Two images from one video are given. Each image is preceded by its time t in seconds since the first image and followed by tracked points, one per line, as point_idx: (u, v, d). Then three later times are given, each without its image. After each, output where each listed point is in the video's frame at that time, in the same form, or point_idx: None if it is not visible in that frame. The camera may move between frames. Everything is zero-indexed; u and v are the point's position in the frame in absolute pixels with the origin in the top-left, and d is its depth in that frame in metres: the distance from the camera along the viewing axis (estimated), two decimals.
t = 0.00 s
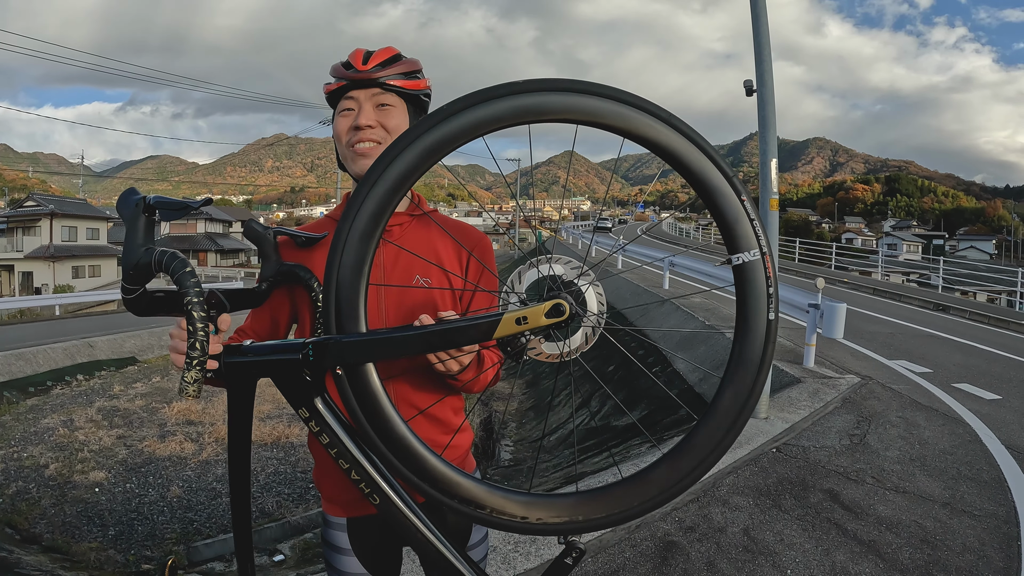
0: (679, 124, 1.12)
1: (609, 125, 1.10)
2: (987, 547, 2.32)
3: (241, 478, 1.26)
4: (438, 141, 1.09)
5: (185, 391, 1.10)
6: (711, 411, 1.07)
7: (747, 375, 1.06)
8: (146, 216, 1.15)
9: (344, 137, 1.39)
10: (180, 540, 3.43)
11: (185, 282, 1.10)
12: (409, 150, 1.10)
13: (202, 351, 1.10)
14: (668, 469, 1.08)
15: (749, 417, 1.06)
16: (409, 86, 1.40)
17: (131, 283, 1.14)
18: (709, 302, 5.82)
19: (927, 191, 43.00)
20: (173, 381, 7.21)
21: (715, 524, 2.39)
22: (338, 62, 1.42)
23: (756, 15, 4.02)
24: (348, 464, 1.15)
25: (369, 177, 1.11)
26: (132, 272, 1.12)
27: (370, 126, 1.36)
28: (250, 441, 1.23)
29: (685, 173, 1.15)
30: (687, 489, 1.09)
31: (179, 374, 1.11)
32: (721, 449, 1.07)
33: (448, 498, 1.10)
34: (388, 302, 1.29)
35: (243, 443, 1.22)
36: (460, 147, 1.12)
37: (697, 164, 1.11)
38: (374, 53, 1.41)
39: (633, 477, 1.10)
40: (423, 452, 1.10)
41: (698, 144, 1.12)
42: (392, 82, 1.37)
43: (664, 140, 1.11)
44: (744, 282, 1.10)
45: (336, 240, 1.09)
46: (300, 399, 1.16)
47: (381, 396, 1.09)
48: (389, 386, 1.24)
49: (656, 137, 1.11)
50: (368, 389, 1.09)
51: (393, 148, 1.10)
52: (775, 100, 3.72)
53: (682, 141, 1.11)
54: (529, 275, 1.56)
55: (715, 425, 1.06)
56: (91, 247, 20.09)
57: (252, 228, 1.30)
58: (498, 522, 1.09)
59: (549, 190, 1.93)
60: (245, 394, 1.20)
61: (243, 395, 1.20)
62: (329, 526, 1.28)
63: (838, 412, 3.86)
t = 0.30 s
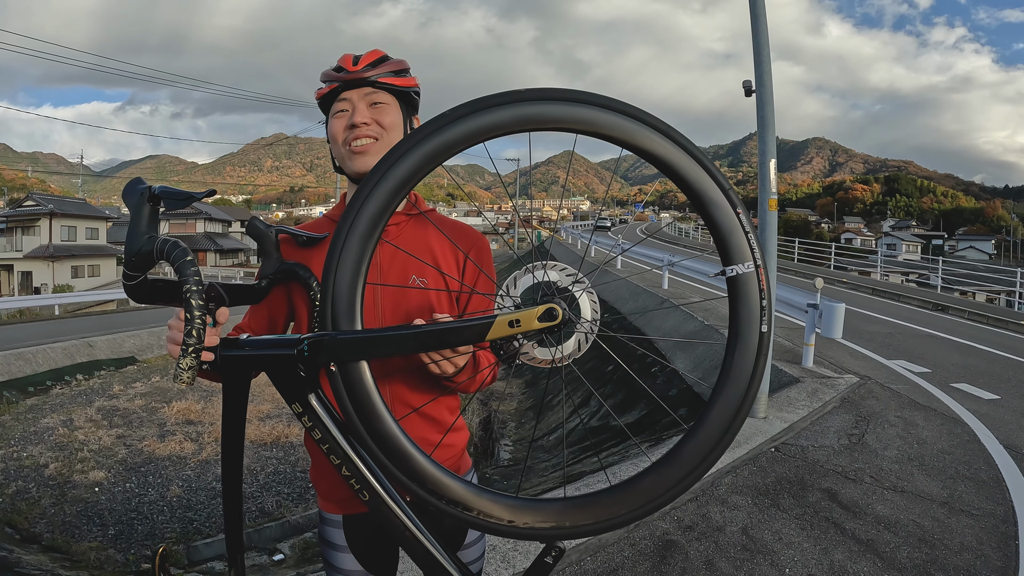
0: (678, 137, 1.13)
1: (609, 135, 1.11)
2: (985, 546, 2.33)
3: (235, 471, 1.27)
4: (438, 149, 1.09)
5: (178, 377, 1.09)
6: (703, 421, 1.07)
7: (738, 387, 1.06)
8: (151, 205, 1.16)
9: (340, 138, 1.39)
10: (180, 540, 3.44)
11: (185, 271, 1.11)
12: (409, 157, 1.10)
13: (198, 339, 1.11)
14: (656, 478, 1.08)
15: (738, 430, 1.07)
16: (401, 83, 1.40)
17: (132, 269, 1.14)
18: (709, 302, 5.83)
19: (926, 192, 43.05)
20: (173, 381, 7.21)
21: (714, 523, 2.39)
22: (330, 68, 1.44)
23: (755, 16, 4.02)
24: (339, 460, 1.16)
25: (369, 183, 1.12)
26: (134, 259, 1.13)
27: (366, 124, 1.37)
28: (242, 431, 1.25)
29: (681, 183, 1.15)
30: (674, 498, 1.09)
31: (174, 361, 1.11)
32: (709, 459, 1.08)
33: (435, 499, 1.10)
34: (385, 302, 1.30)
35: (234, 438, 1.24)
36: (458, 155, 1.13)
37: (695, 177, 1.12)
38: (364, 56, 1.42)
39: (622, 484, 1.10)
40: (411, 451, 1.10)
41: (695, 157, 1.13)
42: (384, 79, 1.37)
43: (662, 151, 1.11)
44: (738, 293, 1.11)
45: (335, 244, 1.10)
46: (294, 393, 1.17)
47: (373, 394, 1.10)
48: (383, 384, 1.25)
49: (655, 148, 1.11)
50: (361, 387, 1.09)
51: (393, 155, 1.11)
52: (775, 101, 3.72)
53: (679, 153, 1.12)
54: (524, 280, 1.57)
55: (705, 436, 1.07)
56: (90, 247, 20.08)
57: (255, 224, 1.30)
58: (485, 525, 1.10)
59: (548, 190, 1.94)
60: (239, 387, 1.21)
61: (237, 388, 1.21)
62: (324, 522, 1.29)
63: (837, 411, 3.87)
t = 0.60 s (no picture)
0: (676, 141, 1.13)
1: (606, 138, 1.11)
2: (983, 545, 2.33)
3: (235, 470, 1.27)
4: (437, 153, 1.10)
5: (182, 372, 1.10)
6: (697, 421, 1.08)
7: (732, 388, 1.07)
8: (157, 202, 1.15)
9: (341, 138, 1.39)
10: (180, 539, 3.44)
11: (190, 266, 1.12)
12: (409, 160, 1.11)
13: (203, 334, 1.12)
14: (652, 477, 1.09)
15: (731, 430, 1.08)
16: (402, 85, 1.40)
17: (138, 265, 1.15)
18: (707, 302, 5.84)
19: (925, 192, 43.11)
20: (172, 380, 7.21)
21: (713, 522, 2.40)
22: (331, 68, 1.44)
23: (754, 16, 4.03)
24: (339, 456, 1.16)
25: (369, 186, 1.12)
26: (140, 255, 1.13)
27: (367, 126, 1.37)
28: (245, 429, 1.25)
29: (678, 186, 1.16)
30: (670, 497, 1.10)
31: (178, 356, 1.12)
32: (704, 460, 1.08)
33: (434, 495, 1.11)
34: (385, 302, 1.30)
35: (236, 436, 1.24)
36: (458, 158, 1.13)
37: (692, 181, 1.12)
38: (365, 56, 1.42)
39: (619, 482, 1.10)
40: (410, 447, 1.10)
41: (692, 160, 1.13)
42: (385, 81, 1.38)
43: (659, 155, 1.12)
44: (733, 295, 1.12)
45: (335, 245, 1.10)
46: (295, 390, 1.17)
47: (373, 391, 1.10)
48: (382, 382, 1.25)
49: (653, 152, 1.12)
50: (361, 383, 1.10)
51: (393, 158, 1.11)
52: (774, 101, 3.72)
53: (676, 157, 1.12)
54: (524, 280, 1.57)
55: (699, 437, 1.07)
56: (89, 246, 20.06)
57: (258, 224, 1.31)
58: (484, 522, 1.10)
59: (547, 190, 1.95)
60: (240, 386, 1.21)
61: (239, 387, 1.21)
62: (324, 519, 1.30)
63: (835, 411, 3.88)
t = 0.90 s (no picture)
0: (676, 132, 1.13)
1: (605, 131, 1.11)
2: (981, 544, 2.34)
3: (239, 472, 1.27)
4: (438, 145, 1.10)
5: (185, 374, 1.11)
6: (702, 412, 1.08)
7: (736, 379, 1.07)
8: (156, 205, 1.15)
9: (342, 138, 1.39)
10: (179, 539, 3.43)
11: (190, 269, 1.12)
12: (410, 153, 1.11)
13: (204, 336, 1.12)
14: (656, 468, 1.09)
15: (737, 419, 1.08)
16: (403, 84, 1.40)
17: (138, 269, 1.14)
18: (706, 302, 5.84)
19: (923, 193, 43.20)
20: (170, 380, 7.20)
21: (713, 521, 2.40)
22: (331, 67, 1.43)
23: (754, 16, 4.03)
24: (343, 454, 1.16)
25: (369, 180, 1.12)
26: (140, 258, 1.13)
27: (368, 126, 1.37)
28: (248, 431, 1.24)
29: (679, 178, 1.16)
30: (675, 489, 1.10)
31: (181, 358, 1.12)
32: (709, 450, 1.08)
33: (440, 491, 1.11)
34: (386, 299, 1.30)
35: (241, 437, 1.23)
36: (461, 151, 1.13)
37: (691, 170, 1.13)
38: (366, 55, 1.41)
39: (622, 475, 1.10)
40: (414, 443, 1.11)
41: (691, 150, 1.13)
42: (387, 81, 1.37)
43: (659, 147, 1.12)
44: (735, 285, 1.12)
45: (337, 240, 1.10)
46: (298, 389, 1.17)
47: (375, 388, 1.10)
48: (385, 380, 1.25)
49: (652, 144, 1.12)
50: (365, 381, 1.10)
51: (392, 153, 1.11)
52: (773, 101, 3.73)
53: (676, 148, 1.12)
54: (524, 274, 1.57)
55: (703, 428, 1.07)
56: (88, 246, 20.05)
57: (257, 224, 1.30)
58: (489, 517, 1.10)
59: (546, 190, 1.96)
60: (244, 386, 1.21)
61: (242, 388, 1.21)
62: (325, 518, 1.29)
63: (834, 410, 3.89)
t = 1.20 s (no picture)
0: (671, 126, 1.13)
1: (601, 126, 1.11)
2: (980, 543, 2.34)
3: (240, 473, 1.27)
4: (434, 141, 1.09)
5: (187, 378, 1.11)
6: (702, 405, 1.08)
7: (735, 371, 1.07)
8: (152, 209, 1.16)
9: (338, 143, 1.40)
10: (177, 539, 3.43)
11: (189, 273, 1.11)
12: (406, 149, 1.11)
13: (205, 340, 1.12)
14: (658, 460, 1.09)
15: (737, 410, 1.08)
16: (400, 87, 1.40)
17: (136, 274, 1.14)
18: (705, 302, 5.85)
19: (921, 193, 43.28)
20: (169, 379, 7.19)
21: (711, 521, 2.40)
22: (327, 66, 1.41)
23: (752, 15, 4.03)
24: (345, 455, 1.16)
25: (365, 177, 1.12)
26: (138, 263, 1.12)
27: (364, 131, 1.37)
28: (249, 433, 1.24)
29: (676, 172, 1.16)
30: (677, 481, 1.10)
31: (181, 363, 1.12)
32: (710, 441, 1.08)
33: (444, 489, 1.11)
34: (384, 298, 1.30)
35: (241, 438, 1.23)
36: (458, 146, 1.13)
37: (688, 164, 1.13)
38: (362, 55, 1.40)
39: (623, 468, 1.10)
40: (416, 440, 1.11)
41: (686, 144, 1.13)
42: (383, 85, 1.37)
43: (655, 141, 1.12)
44: (734, 278, 1.12)
45: (334, 237, 1.10)
46: (299, 390, 1.17)
47: (376, 387, 1.10)
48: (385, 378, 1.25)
49: (649, 138, 1.12)
50: (365, 381, 1.10)
51: (388, 149, 1.11)
52: (771, 100, 3.73)
53: (672, 141, 1.12)
54: (522, 269, 1.58)
55: (703, 420, 1.07)
56: (86, 245, 20.03)
57: (252, 225, 1.29)
58: (494, 513, 1.11)
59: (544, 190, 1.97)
60: (245, 388, 1.21)
61: (243, 389, 1.21)
62: (323, 518, 1.29)
63: (833, 410, 3.89)
